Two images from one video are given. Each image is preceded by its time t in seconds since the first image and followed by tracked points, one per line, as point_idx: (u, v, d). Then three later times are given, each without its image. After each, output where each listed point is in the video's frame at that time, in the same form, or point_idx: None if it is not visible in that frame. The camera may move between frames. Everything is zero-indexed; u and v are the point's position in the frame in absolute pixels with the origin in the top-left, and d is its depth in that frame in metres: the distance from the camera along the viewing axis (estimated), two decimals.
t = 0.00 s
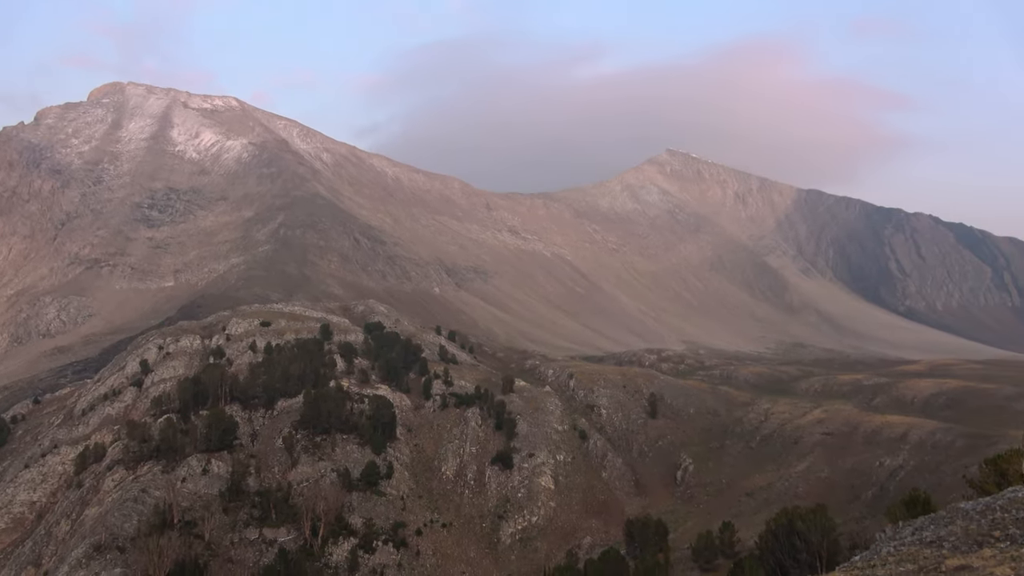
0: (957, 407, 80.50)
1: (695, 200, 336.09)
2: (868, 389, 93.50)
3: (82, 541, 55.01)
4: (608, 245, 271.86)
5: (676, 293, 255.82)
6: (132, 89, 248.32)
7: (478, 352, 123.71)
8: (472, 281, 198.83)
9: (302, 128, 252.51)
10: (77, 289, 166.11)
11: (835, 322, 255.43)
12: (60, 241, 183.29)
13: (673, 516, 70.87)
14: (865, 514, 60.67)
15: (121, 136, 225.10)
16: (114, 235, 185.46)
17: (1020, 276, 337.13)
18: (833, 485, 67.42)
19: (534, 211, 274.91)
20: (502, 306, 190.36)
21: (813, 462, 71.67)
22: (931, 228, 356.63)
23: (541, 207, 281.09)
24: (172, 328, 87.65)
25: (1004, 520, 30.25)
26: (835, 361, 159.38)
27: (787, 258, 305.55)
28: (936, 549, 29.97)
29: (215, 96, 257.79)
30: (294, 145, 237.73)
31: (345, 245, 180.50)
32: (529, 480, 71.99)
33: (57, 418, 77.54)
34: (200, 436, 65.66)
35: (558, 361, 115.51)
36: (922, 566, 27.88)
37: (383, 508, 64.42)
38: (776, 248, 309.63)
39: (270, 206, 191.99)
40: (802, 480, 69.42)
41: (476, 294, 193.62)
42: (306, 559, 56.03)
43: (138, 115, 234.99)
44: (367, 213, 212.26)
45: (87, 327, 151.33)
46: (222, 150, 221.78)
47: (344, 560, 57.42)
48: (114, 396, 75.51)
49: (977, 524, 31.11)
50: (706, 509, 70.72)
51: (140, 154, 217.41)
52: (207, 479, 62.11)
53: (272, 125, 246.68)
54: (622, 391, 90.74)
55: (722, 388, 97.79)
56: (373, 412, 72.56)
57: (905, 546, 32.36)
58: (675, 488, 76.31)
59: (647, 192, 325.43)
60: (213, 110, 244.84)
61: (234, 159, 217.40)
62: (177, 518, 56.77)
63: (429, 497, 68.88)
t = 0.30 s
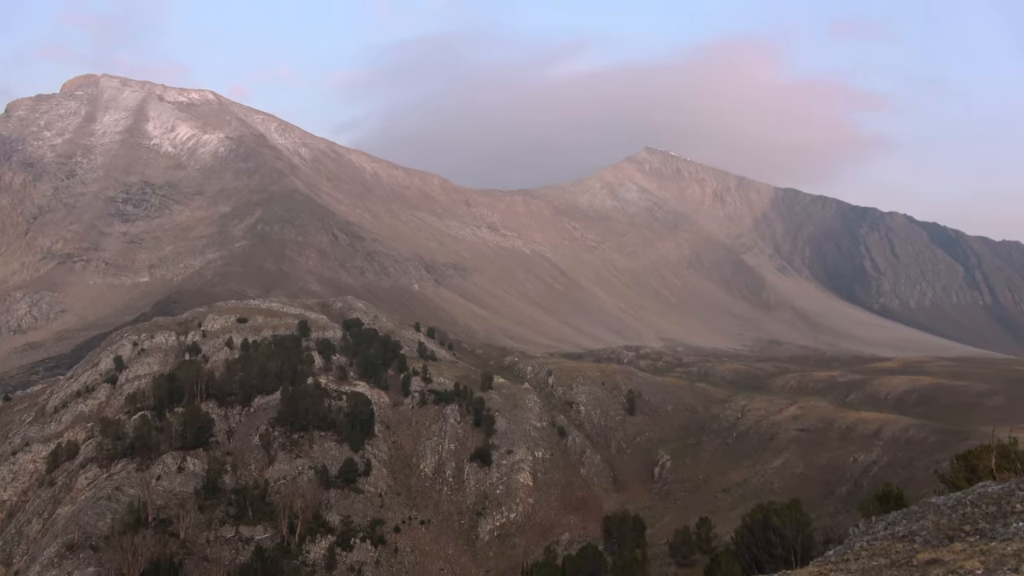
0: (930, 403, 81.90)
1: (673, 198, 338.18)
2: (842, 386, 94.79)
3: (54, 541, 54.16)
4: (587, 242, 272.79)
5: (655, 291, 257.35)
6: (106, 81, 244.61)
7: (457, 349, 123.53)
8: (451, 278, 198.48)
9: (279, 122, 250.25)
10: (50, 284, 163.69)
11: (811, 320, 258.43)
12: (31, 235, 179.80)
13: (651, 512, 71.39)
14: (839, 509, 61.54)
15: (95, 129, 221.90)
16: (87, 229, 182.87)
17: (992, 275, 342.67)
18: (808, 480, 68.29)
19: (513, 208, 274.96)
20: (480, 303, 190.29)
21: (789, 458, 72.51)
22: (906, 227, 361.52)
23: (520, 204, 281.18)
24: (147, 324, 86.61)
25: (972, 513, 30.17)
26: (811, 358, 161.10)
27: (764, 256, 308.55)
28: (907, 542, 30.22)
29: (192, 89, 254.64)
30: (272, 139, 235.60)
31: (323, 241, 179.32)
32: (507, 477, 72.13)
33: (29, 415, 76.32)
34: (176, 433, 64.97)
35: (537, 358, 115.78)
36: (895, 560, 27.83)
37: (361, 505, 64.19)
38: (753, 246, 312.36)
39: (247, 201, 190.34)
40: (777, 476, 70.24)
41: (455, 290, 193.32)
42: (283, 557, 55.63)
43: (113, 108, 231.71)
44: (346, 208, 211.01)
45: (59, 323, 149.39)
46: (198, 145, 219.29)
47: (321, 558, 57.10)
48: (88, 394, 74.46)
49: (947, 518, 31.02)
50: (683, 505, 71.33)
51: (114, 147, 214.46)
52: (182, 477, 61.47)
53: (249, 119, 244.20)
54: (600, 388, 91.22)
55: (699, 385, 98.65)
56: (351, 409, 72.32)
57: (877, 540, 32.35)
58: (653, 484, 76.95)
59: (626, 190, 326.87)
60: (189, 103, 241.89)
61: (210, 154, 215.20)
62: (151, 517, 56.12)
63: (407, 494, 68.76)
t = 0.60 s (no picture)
0: (903, 399, 83.18)
1: (652, 196, 339.80)
2: (818, 382, 95.94)
3: (26, 541, 53.29)
4: (566, 239, 273.51)
5: (634, 288, 258.70)
6: (80, 74, 240.79)
7: (437, 345, 123.35)
8: (430, 274, 198.08)
9: (257, 117, 247.94)
10: (21, 280, 160.99)
11: (787, 317, 261.07)
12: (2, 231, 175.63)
13: (629, 508, 71.83)
14: (815, 503, 62.27)
15: (68, 123, 218.52)
16: (60, 224, 180.02)
17: (966, 273, 348.29)
18: (784, 475, 69.04)
19: (493, 205, 274.77)
20: (460, 300, 190.09)
21: (765, 454, 73.25)
22: (881, 226, 366.19)
23: (500, 201, 281.06)
24: (121, 321, 85.54)
25: (945, 507, 30.18)
26: (787, 354, 162.72)
27: (742, 254, 311.20)
28: (881, 537, 30.42)
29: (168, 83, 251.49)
30: (250, 134, 233.38)
31: (302, 237, 177.94)
32: (486, 474, 72.20)
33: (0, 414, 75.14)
34: (151, 431, 64.18)
35: (516, 354, 115.93)
36: (869, 554, 28.03)
37: (339, 503, 63.90)
38: (732, 244, 314.94)
39: (224, 196, 188.50)
40: (754, 471, 70.95)
41: (434, 287, 192.95)
42: (260, 555, 55.13)
43: (86, 102, 228.32)
44: (324, 204, 209.61)
45: (31, 320, 147.11)
46: (174, 139, 216.87)
47: (299, 556, 56.76)
48: (61, 391, 73.41)
49: (919, 512, 31.13)
50: (661, 500, 71.90)
51: (88, 141, 211.25)
52: (158, 475, 60.81)
53: (227, 114, 241.69)
54: (580, 384, 91.58)
55: (678, 381, 99.45)
56: (329, 407, 72.04)
57: (852, 535, 32.57)
58: (631, 480, 77.54)
59: (605, 187, 328.07)
60: (165, 97, 238.98)
61: (186, 149, 212.96)
62: (126, 516, 55.44)
63: (386, 491, 68.60)
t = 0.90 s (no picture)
0: (878, 395, 84.47)
1: (632, 194, 341.24)
2: (795, 378, 97.18)
3: None
4: (546, 237, 274.16)
5: (613, 286, 260.16)
6: (52, 67, 236.78)
7: (416, 343, 123.25)
8: (409, 272, 197.73)
9: (234, 113, 245.52)
10: None
11: (764, 313, 263.65)
12: None
13: (608, 504, 72.29)
14: (791, 498, 62.99)
15: (40, 117, 214.73)
16: (32, 220, 176.58)
17: (940, 271, 353.58)
18: (761, 471, 69.80)
19: (473, 202, 274.45)
20: (440, 297, 189.86)
21: (743, 450, 73.97)
22: (857, 224, 370.91)
23: (479, 198, 280.78)
24: (96, 319, 84.40)
25: (918, 501, 30.67)
26: (765, 350, 164.36)
27: (720, 251, 313.80)
28: (855, 531, 30.88)
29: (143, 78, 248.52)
30: (227, 130, 231.04)
31: (280, 234, 176.57)
32: (466, 471, 72.17)
33: None
34: (126, 430, 63.31)
35: (496, 352, 116.09)
36: (843, 548, 28.55)
37: (318, 501, 63.50)
38: (711, 242, 317.45)
39: (201, 192, 186.66)
40: (732, 467, 71.67)
41: (414, 284, 192.63)
42: (238, 555, 54.60)
43: (59, 96, 224.63)
44: (302, 201, 208.16)
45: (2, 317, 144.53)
46: (150, 134, 214.67)
47: (277, 555, 56.19)
48: (34, 390, 72.27)
49: (893, 507, 31.67)
50: (640, 497, 72.43)
51: (62, 136, 207.54)
52: (133, 474, 60.07)
53: (203, 109, 239.14)
54: (559, 382, 92.04)
55: (657, 378, 100.51)
56: (307, 405, 71.70)
57: (827, 530, 33.05)
58: (611, 477, 78.19)
59: (585, 185, 329.00)
60: (140, 91, 235.90)
61: (162, 144, 210.86)
62: (101, 516, 54.67)
63: (366, 490, 68.37)
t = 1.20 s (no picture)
0: (855, 392, 85.52)
1: (612, 192, 342.33)
2: (772, 375, 98.16)
3: None
4: (527, 235, 274.45)
5: (594, 284, 261.22)
6: (25, 61, 232.52)
7: (395, 340, 122.92)
8: (390, 269, 197.16)
9: (212, 109, 242.92)
10: None
11: (742, 312, 265.99)
12: None
13: (588, 502, 72.63)
14: (769, 495, 63.59)
15: (13, 111, 210.84)
16: (4, 216, 173.14)
17: (916, 269, 358.67)
18: (739, 468, 70.45)
19: (454, 200, 273.92)
20: (421, 295, 189.45)
21: (721, 447, 74.57)
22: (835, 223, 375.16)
23: (460, 196, 280.25)
24: (70, 317, 83.18)
25: (892, 497, 31.11)
26: (744, 347, 165.65)
27: (700, 250, 316.12)
28: (831, 527, 31.33)
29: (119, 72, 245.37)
30: (205, 126, 228.54)
31: (258, 232, 175.13)
32: (446, 469, 72.11)
33: None
34: (102, 429, 62.51)
35: (476, 349, 116.07)
36: (820, 544, 28.95)
37: (297, 500, 63.12)
38: (690, 241, 319.67)
39: (177, 189, 184.67)
40: (711, 464, 72.25)
41: (394, 282, 192.06)
42: (216, 555, 54.16)
43: (32, 90, 220.72)
44: (281, 198, 206.55)
45: None
46: (126, 130, 212.45)
47: (256, 554, 55.73)
48: (7, 389, 71.13)
49: (868, 502, 32.22)
50: (620, 494, 72.78)
51: (35, 131, 203.85)
52: (109, 474, 59.34)
53: (180, 104, 236.40)
54: (540, 379, 92.27)
55: (637, 376, 101.26)
56: (286, 403, 71.28)
57: (803, 525, 33.47)
58: (591, 474, 78.61)
59: (566, 183, 329.60)
60: (116, 86, 232.69)
61: (139, 140, 208.63)
62: (76, 517, 53.98)
63: (345, 488, 68.05)
